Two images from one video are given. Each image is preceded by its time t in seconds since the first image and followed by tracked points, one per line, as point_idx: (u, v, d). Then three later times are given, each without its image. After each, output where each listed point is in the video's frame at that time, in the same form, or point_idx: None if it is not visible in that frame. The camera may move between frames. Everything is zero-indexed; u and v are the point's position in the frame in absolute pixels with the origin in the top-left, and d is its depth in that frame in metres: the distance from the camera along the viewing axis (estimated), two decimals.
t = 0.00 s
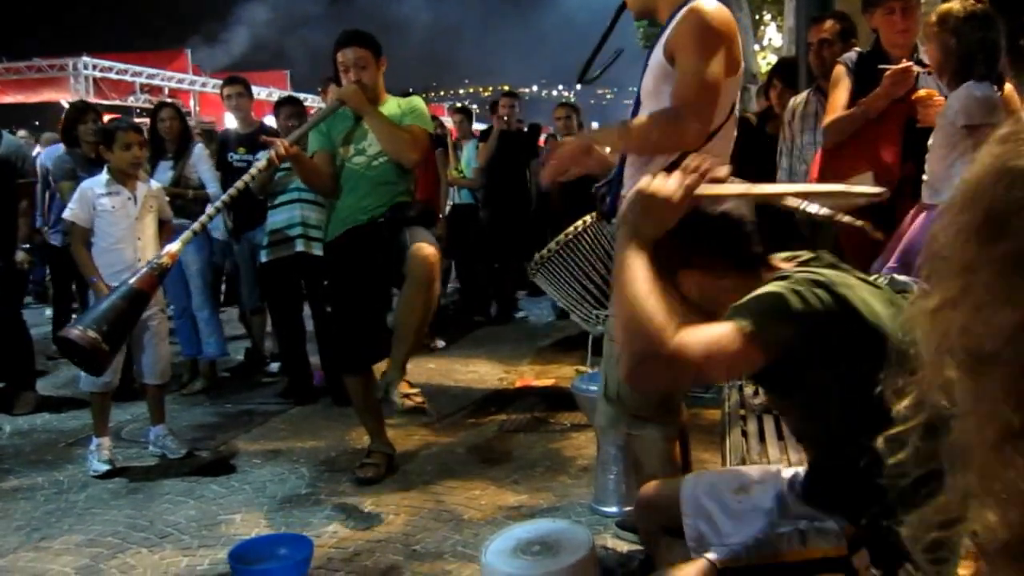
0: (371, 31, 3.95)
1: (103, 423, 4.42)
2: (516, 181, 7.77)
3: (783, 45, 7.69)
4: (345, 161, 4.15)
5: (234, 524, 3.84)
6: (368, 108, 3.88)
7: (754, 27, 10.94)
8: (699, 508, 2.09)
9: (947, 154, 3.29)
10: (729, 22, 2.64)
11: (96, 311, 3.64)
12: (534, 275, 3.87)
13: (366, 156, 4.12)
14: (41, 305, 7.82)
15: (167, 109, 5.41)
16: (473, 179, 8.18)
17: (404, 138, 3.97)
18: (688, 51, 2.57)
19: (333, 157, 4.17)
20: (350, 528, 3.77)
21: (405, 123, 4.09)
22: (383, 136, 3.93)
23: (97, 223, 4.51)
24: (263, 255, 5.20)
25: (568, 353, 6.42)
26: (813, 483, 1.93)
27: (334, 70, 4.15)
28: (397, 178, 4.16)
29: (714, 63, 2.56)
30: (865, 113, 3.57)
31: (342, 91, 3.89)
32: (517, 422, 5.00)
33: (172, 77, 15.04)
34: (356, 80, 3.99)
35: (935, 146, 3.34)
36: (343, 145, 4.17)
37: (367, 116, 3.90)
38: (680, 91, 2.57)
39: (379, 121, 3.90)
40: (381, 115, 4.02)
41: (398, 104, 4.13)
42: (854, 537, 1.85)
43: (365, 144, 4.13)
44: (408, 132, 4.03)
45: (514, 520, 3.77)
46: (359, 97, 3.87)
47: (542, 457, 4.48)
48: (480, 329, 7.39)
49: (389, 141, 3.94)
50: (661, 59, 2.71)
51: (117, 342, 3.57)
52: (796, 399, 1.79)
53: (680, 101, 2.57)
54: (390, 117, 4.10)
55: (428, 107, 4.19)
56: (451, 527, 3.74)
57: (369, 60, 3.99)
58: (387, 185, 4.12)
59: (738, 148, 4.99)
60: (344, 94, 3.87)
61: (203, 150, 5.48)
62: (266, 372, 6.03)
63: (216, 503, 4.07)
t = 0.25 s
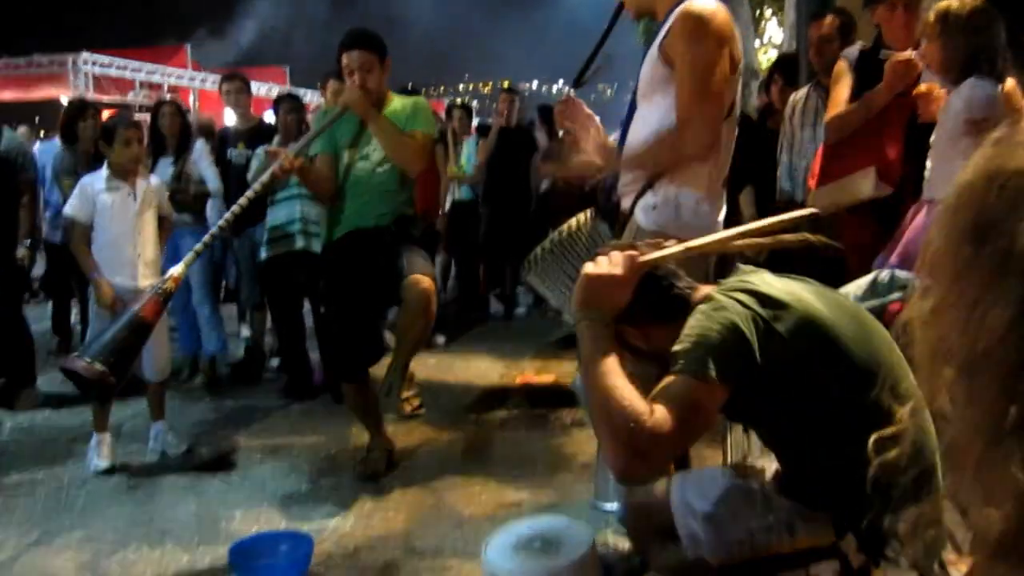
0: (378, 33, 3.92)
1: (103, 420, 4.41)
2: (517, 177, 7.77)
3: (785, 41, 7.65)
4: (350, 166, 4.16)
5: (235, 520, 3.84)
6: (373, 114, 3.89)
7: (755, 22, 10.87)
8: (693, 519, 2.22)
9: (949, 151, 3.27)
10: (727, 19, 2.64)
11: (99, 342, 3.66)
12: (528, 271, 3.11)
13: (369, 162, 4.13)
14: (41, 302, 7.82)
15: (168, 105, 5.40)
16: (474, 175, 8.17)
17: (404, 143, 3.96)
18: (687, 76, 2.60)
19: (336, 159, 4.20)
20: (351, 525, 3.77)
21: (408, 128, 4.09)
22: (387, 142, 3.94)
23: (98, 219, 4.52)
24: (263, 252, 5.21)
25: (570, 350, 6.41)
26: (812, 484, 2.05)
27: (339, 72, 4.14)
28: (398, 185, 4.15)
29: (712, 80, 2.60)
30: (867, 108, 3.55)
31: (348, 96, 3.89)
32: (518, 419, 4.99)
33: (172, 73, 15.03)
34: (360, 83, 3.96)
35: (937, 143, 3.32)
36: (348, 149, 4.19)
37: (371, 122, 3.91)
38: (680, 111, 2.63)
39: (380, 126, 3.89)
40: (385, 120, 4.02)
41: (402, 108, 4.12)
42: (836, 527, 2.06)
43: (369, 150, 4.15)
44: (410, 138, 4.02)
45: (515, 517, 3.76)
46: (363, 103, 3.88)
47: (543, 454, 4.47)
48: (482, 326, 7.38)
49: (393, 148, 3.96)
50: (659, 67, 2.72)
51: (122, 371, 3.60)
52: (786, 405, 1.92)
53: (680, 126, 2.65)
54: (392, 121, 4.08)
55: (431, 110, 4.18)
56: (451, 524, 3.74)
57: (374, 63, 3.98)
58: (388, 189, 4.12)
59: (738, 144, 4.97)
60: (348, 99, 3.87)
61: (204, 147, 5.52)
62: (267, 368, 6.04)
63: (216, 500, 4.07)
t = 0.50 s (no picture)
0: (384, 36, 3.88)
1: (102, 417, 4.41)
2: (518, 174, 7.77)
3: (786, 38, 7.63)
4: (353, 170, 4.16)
5: (235, 517, 3.84)
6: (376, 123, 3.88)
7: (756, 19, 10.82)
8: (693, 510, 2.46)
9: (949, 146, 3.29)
10: (724, 19, 2.63)
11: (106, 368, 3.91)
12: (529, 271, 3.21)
13: (372, 169, 4.15)
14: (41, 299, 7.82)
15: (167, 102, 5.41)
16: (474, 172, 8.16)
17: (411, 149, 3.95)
18: (676, 73, 2.59)
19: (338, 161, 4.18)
20: (351, 521, 3.77)
21: (411, 132, 4.06)
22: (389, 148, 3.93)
23: (98, 215, 4.51)
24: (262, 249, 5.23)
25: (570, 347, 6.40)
26: (812, 484, 2.06)
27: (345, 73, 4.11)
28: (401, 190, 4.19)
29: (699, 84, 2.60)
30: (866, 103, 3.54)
31: (354, 104, 3.89)
32: (518, 417, 4.98)
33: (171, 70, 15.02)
34: (366, 87, 3.95)
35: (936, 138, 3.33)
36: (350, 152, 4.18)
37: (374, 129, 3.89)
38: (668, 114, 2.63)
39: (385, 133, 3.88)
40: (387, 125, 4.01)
41: (407, 112, 4.09)
42: (831, 519, 2.06)
43: (372, 156, 4.16)
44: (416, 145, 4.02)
45: (514, 514, 3.76)
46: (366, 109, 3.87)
47: (543, 451, 4.47)
48: (483, 323, 7.37)
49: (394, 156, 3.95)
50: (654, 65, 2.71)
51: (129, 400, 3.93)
52: (786, 406, 1.99)
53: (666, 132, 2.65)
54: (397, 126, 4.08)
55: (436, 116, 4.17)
56: (451, 521, 3.74)
57: (380, 67, 3.96)
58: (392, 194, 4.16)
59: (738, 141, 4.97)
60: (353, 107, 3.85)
61: (204, 144, 5.50)
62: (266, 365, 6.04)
63: (216, 496, 4.07)
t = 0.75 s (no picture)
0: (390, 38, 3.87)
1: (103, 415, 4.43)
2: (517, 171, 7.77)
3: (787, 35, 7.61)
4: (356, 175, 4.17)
5: (235, 515, 3.85)
6: (380, 124, 3.86)
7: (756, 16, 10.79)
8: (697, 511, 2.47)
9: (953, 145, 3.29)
10: (726, 19, 2.61)
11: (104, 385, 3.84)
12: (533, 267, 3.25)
13: (376, 173, 4.15)
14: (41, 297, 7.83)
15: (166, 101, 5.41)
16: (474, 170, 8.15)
17: (415, 153, 3.93)
18: (677, 67, 2.58)
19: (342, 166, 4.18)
20: (350, 520, 3.78)
21: (416, 134, 4.06)
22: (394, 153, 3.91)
23: (97, 214, 4.51)
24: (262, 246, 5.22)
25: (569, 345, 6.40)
26: (812, 485, 2.03)
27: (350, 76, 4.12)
28: (404, 196, 4.18)
29: (701, 80, 2.58)
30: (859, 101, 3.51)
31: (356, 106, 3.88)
32: (518, 415, 4.98)
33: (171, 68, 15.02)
34: (369, 92, 3.96)
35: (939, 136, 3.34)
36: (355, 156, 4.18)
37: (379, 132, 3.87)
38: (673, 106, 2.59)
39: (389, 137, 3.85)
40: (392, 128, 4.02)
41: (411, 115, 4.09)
42: (829, 516, 2.04)
43: (376, 161, 4.16)
44: (419, 150, 4.00)
45: (514, 513, 3.76)
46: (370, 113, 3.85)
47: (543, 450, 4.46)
48: (483, 322, 7.38)
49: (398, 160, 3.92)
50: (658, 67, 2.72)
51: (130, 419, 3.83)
52: (787, 405, 1.96)
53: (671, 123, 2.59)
54: (401, 131, 4.08)
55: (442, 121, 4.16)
56: (450, 519, 3.74)
57: (383, 72, 3.96)
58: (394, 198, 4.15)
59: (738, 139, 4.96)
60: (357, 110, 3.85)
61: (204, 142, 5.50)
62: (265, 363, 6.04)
63: (215, 494, 4.07)
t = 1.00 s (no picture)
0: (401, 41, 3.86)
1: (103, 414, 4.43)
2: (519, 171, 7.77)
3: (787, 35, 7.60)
4: (365, 177, 4.17)
5: (234, 515, 3.85)
6: (389, 127, 3.85)
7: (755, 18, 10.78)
8: (682, 502, 2.25)
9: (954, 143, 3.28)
10: (724, 21, 2.61)
11: (107, 400, 3.82)
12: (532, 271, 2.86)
13: (385, 176, 4.16)
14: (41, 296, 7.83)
15: (166, 100, 5.41)
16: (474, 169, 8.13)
17: (424, 157, 3.94)
18: (675, 72, 2.57)
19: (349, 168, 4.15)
20: (350, 520, 3.77)
21: (427, 139, 4.07)
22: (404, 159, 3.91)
23: (98, 214, 4.52)
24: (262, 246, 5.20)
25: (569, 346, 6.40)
26: (812, 484, 2.03)
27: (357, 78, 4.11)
28: (413, 200, 4.18)
29: (700, 85, 2.58)
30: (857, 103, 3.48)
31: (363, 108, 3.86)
32: (517, 415, 4.98)
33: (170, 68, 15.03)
34: (377, 95, 3.96)
35: (942, 134, 3.34)
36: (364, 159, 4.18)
37: (388, 135, 3.87)
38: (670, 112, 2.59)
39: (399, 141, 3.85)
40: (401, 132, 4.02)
41: (421, 119, 4.09)
42: (826, 519, 2.04)
43: (385, 165, 4.17)
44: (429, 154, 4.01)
45: (513, 513, 3.75)
46: (378, 114, 3.83)
47: (542, 450, 4.46)
48: (483, 321, 7.37)
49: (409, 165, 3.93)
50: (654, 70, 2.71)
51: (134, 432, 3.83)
52: (786, 401, 1.93)
53: (669, 129, 2.59)
54: (410, 134, 4.08)
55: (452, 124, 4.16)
56: (450, 519, 3.74)
57: (393, 74, 3.96)
58: (403, 202, 4.16)
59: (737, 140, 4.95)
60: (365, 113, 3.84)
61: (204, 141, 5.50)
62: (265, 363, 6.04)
63: (215, 494, 4.07)
